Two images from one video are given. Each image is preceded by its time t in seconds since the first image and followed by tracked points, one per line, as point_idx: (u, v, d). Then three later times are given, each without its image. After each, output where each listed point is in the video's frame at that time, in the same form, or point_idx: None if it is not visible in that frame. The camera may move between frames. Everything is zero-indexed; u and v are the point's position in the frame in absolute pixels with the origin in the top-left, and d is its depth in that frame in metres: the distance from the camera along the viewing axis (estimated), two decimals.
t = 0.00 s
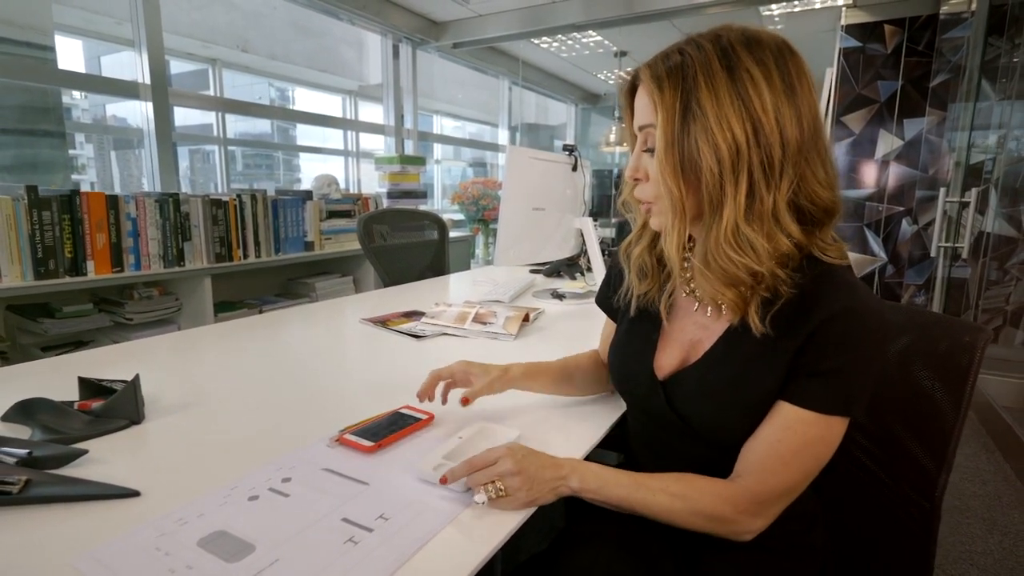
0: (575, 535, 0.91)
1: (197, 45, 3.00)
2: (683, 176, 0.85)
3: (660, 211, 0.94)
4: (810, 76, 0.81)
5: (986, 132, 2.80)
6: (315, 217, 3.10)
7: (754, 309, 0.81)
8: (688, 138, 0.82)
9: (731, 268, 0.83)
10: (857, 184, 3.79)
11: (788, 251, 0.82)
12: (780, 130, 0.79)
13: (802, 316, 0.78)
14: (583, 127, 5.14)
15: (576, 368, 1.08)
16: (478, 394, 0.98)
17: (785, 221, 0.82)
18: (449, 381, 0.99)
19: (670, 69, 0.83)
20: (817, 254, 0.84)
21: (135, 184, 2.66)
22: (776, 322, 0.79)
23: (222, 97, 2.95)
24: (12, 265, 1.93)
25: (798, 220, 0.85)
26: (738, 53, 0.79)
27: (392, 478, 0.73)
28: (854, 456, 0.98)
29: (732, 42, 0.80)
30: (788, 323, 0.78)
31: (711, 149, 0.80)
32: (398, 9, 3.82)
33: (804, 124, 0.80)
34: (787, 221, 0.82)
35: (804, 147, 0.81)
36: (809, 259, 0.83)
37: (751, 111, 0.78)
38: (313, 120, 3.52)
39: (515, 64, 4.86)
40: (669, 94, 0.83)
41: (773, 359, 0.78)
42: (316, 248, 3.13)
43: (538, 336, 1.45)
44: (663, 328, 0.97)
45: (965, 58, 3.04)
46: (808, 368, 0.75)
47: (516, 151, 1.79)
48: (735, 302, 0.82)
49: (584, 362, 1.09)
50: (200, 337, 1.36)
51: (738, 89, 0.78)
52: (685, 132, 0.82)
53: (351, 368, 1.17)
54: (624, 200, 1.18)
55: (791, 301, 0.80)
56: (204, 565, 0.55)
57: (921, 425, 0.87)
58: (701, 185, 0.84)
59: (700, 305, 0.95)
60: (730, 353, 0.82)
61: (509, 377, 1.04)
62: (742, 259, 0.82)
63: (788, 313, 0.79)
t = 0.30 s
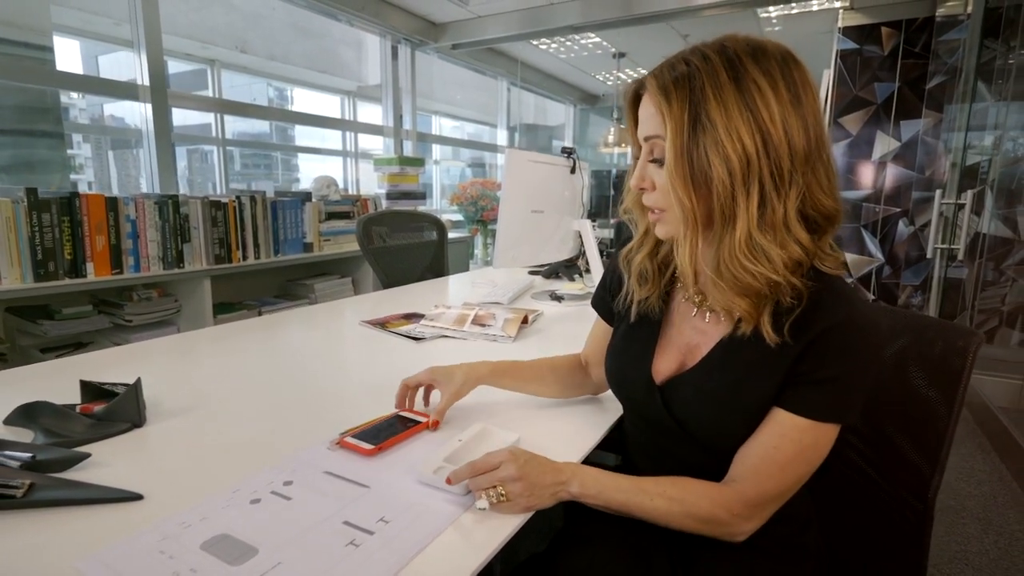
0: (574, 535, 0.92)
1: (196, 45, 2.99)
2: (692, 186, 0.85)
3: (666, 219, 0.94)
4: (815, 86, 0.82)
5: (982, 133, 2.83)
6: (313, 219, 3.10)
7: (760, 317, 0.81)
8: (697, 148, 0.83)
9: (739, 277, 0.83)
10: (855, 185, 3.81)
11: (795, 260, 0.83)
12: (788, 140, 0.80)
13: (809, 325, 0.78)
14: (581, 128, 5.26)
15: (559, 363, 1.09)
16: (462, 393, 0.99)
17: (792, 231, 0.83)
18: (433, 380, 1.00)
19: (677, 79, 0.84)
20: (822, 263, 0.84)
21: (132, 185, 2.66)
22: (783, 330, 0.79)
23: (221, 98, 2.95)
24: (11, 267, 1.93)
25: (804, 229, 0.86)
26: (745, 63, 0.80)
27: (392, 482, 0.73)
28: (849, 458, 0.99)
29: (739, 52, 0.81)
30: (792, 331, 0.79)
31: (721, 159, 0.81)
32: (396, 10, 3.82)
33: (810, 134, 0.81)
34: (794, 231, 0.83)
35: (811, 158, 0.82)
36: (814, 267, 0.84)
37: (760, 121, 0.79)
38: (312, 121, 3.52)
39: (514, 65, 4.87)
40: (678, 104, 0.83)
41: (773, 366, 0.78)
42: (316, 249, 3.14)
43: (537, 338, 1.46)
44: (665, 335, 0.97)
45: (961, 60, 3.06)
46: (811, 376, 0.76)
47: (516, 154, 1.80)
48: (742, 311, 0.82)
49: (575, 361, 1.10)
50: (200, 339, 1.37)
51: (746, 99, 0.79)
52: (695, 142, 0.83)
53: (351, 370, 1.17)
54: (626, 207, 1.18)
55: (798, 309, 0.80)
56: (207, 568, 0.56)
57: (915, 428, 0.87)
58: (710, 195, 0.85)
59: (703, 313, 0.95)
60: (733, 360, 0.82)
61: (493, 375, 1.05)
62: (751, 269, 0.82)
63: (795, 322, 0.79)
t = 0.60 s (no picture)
0: (575, 536, 0.92)
1: (194, 45, 2.94)
2: (697, 189, 0.85)
3: (670, 222, 0.94)
4: (824, 93, 0.82)
5: (978, 134, 2.85)
6: (312, 219, 3.10)
7: (763, 322, 0.81)
8: (704, 152, 0.83)
9: (742, 281, 0.83)
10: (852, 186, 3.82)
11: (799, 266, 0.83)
12: (795, 146, 0.80)
13: (812, 331, 0.78)
14: (580, 128, 5.42)
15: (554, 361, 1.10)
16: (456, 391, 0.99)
17: (796, 237, 0.83)
18: (427, 382, 0.99)
19: (686, 82, 0.84)
20: (825, 269, 0.85)
21: (130, 185, 2.66)
22: (787, 335, 0.79)
23: (218, 98, 2.95)
24: (8, 268, 1.93)
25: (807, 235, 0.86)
26: (756, 67, 0.80)
27: (392, 484, 0.74)
28: (848, 459, 0.99)
29: (750, 56, 0.81)
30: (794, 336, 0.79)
31: (728, 164, 0.81)
32: (395, 10, 3.82)
33: (817, 141, 0.81)
34: (799, 237, 0.83)
35: (817, 164, 0.82)
36: (817, 273, 0.84)
37: (768, 126, 0.79)
38: (310, 121, 3.52)
39: (512, 65, 4.88)
40: (687, 106, 0.83)
41: (773, 370, 0.78)
42: (314, 250, 3.13)
43: (536, 339, 1.46)
44: (667, 337, 0.97)
45: (959, 62, 3.07)
46: (812, 381, 0.76)
47: (515, 155, 1.80)
48: (745, 314, 0.83)
49: (570, 360, 1.11)
50: (199, 341, 1.37)
51: (755, 104, 0.79)
52: (702, 145, 0.83)
53: (350, 372, 1.17)
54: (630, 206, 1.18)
55: (801, 314, 0.80)
56: (208, 571, 0.56)
57: (913, 428, 0.88)
58: (716, 199, 0.85)
59: (705, 315, 0.95)
60: (734, 363, 0.82)
61: (490, 374, 1.05)
62: (754, 273, 0.82)
63: (797, 327, 0.79)
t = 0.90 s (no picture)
0: (572, 536, 0.92)
1: (187, 44, 2.89)
2: (693, 192, 0.85)
3: (667, 224, 0.94)
4: (820, 95, 0.82)
5: (970, 134, 2.86)
6: (307, 219, 3.08)
7: (760, 324, 0.82)
8: (700, 155, 0.83)
9: (739, 284, 0.83)
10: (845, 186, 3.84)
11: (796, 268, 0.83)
12: (791, 149, 0.80)
13: (809, 333, 0.78)
14: (575, 128, 5.48)
15: (551, 364, 1.10)
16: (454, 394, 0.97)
17: (793, 239, 0.84)
18: (424, 386, 0.98)
19: (682, 85, 0.84)
20: (822, 271, 0.85)
21: (122, 184, 2.64)
22: (784, 337, 0.80)
23: (212, 97, 2.93)
24: None
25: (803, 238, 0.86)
26: (752, 70, 0.80)
27: (389, 485, 0.73)
28: (844, 460, 0.99)
29: (746, 59, 0.81)
30: (791, 338, 0.79)
31: (723, 168, 0.81)
32: (390, 9, 3.81)
33: (813, 144, 0.81)
34: (795, 240, 0.83)
35: (813, 167, 0.82)
36: (813, 276, 0.84)
37: (764, 129, 0.79)
38: (304, 120, 3.50)
39: (508, 65, 4.88)
40: (683, 110, 0.83)
41: (770, 372, 0.79)
42: (309, 250, 3.12)
43: (533, 339, 1.46)
44: (665, 338, 0.98)
45: (952, 63, 3.09)
46: (807, 382, 0.76)
47: (511, 154, 1.80)
48: (742, 317, 0.83)
49: (568, 362, 1.11)
50: (193, 341, 1.36)
51: (750, 108, 0.79)
52: (698, 149, 0.83)
53: (346, 373, 1.17)
54: (629, 208, 1.18)
55: (798, 316, 0.80)
56: None
57: (908, 429, 0.88)
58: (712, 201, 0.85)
59: (703, 316, 0.96)
60: (732, 364, 0.82)
61: (489, 377, 1.05)
62: (751, 276, 0.83)
63: (794, 329, 0.80)
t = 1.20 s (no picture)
0: (566, 537, 0.92)
1: (176, 42, 2.88)
2: (685, 192, 0.86)
3: (660, 223, 0.95)
4: (807, 94, 0.83)
5: (958, 135, 2.81)
6: (299, 219, 3.06)
7: (753, 322, 0.82)
8: (692, 155, 0.83)
9: (732, 282, 0.83)
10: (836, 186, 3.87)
11: (787, 265, 0.84)
12: (781, 148, 0.80)
13: (801, 329, 0.79)
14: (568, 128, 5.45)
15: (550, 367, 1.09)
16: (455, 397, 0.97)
17: (784, 237, 0.84)
18: (422, 389, 0.97)
19: (672, 85, 0.84)
20: (812, 269, 0.86)
21: (111, 184, 2.61)
22: (775, 334, 0.80)
23: (202, 96, 2.90)
24: None
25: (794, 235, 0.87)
26: (739, 69, 0.80)
27: (383, 486, 0.73)
28: (835, 458, 1.00)
29: (734, 59, 0.82)
30: (781, 335, 0.80)
31: (715, 167, 0.82)
32: (383, 9, 3.80)
33: (802, 142, 0.82)
34: (786, 237, 0.84)
35: (803, 166, 0.83)
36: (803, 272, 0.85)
37: (753, 128, 0.80)
38: (296, 120, 3.49)
39: (501, 65, 4.88)
40: (673, 111, 0.83)
41: (763, 369, 0.79)
42: (301, 250, 3.10)
43: (526, 340, 1.46)
44: (657, 336, 0.98)
45: (940, 65, 3.13)
46: (798, 377, 0.77)
47: (504, 154, 1.80)
48: (735, 315, 0.83)
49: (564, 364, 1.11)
50: (185, 343, 1.35)
51: (740, 107, 0.79)
52: (689, 149, 0.83)
53: (339, 374, 1.16)
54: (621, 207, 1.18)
55: (789, 313, 0.81)
56: None
57: (899, 428, 0.89)
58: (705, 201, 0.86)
59: (696, 314, 0.96)
60: (725, 362, 0.82)
61: (489, 381, 1.04)
62: (743, 274, 0.83)
63: (785, 325, 0.80)
